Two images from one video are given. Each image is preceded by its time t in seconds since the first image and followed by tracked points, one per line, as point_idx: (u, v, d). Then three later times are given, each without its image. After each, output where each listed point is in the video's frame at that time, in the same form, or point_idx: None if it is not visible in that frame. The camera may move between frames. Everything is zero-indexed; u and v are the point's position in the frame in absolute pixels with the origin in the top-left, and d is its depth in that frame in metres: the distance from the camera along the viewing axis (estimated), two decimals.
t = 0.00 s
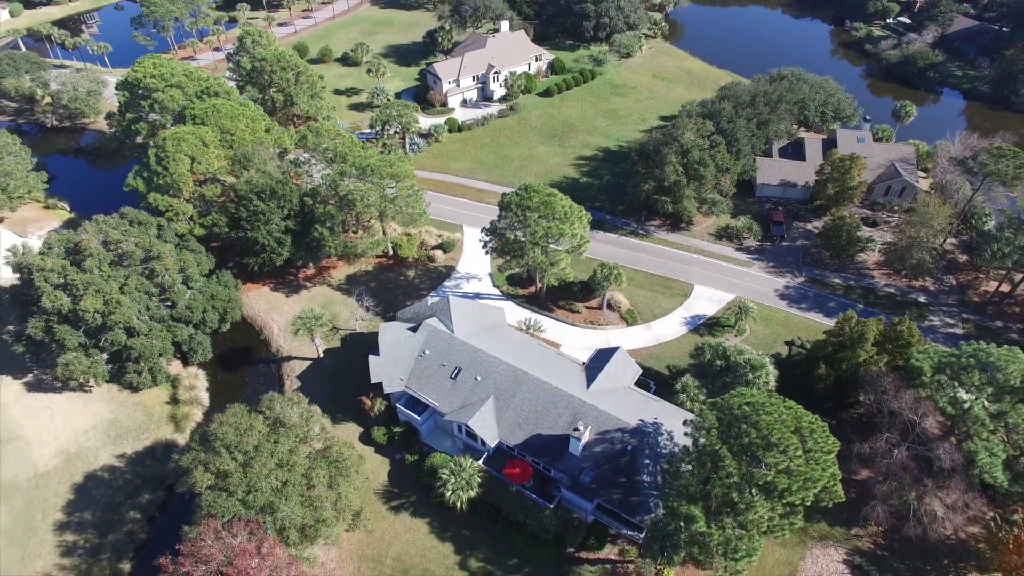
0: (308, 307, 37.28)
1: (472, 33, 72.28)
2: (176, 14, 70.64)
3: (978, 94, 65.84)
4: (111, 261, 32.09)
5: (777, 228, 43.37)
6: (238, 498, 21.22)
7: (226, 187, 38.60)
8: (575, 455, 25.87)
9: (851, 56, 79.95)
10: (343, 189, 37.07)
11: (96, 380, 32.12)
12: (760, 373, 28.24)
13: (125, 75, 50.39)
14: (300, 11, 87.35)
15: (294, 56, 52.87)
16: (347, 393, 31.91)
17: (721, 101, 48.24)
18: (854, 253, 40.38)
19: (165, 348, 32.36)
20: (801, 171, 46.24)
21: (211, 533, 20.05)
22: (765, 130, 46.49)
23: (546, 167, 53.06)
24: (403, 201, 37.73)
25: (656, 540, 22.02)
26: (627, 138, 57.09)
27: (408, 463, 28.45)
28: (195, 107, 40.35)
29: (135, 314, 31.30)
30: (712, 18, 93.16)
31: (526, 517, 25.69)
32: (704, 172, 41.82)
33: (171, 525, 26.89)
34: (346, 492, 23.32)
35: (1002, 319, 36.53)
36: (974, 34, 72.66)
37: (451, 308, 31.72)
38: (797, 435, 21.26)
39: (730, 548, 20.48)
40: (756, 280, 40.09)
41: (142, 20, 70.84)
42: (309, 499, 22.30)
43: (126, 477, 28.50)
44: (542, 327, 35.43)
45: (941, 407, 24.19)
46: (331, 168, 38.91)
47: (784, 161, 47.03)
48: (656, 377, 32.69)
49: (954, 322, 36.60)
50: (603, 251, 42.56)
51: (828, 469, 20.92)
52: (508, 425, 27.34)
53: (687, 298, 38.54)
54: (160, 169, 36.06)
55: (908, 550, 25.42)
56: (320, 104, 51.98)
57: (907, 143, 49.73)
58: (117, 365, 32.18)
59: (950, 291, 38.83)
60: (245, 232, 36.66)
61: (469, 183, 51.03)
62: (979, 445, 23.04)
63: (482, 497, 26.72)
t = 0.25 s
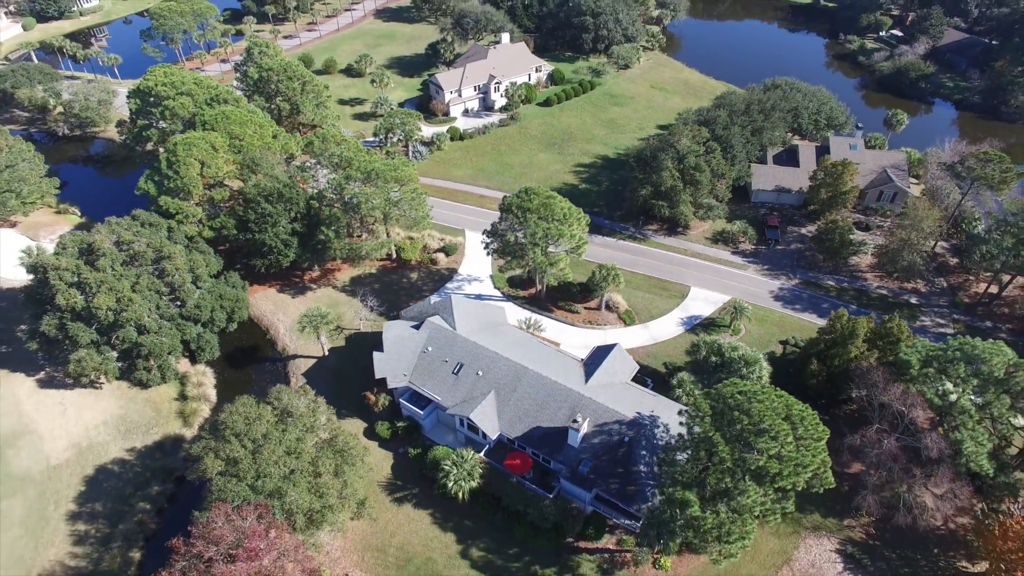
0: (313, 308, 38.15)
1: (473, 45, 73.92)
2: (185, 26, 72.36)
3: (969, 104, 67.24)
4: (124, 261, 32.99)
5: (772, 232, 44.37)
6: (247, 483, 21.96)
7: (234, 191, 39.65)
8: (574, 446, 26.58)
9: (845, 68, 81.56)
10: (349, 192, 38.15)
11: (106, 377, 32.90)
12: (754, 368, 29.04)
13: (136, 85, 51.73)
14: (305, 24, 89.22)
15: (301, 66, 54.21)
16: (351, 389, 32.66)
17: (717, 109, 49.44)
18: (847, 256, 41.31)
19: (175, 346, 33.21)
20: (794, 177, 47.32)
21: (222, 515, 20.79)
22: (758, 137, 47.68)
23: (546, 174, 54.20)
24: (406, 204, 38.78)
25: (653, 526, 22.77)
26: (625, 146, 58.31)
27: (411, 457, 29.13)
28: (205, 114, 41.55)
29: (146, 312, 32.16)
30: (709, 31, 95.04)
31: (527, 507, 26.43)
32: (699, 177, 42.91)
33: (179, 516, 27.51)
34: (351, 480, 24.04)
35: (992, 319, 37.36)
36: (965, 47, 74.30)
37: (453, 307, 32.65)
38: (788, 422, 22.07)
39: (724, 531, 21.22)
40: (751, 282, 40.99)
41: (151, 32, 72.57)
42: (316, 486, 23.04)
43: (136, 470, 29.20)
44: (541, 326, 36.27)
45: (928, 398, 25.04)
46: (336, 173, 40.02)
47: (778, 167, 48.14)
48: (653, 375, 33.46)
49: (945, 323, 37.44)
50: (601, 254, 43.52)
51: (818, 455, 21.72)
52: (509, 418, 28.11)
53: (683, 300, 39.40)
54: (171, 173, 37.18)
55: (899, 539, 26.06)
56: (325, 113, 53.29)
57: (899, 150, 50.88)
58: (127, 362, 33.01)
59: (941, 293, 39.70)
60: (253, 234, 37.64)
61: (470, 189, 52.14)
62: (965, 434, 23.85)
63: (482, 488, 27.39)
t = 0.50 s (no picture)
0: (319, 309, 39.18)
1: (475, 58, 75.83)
2: (194, 41, 74.44)
3: (959, 115, 68.82)
4: (137, 261, 34.05)
5: (766, 237, 45.54)
6: (258, 468, 22.86)
7: (243, 195, 40.89)
8: (573, 438, 27.42)
9: (838, 81, 83.40)
10: (355, 196, 39.40)
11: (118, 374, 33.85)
12: (747, 363, 30.00)
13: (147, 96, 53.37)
14: (310, 38, 91.40)
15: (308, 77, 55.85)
16: (356, 386, 33.55)
17: (712, 118, 50.85)
18: (839, 259, 42.40)
19: (185, 344, 34.21)
20: (788, 184, 48.56)
21: (234, 497, 21.68)
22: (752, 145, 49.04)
23: (546, 182, 55.54)
24: (410, 209, 39.98)
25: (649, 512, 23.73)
26: (623, 155, 59.74)
27: (414, 450, 29.96)
28: (216, 122, 42.97)
29: (158, 311, 33.17)
30: (705, 46, 97.19)
31: (527, 496, 27.29)
32: (695, 183, 44.17)
33: (189, 507, 28.27)
34: (357, 468, 24.90)
35: (980, 320, 38.33)
36: (954, 61, 76.16)
37: (456, 306, 33.79)
38: (778, 408, 22.95)
39: (717, 513, 22.03)
40: (745, 285, 42.04)
41: (162, 46, 74.61)
42: (323, 471, 23.92)
43: (147, 462, 30.04)
44: (541, 326, 37.26)
45: (914, 389, 25.79)
46: (342, 178, 41.32)
47: (772, 175, 49.41)
48: (650, 372, 34.37)
49: (934, 323, 38.41)
50: (600, 258, 44.64)
51: (807, 441, 22.55)
52: (510, 411, 29.00)
53: (680, 301, 40.43)
54: (183, 178, 38.48)
55: (889, 528, 26.80)
56: (331, 123, 54.84)
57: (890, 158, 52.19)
58: (139, 359, 33.99)
59: (931, 295, 40.71)
60: (261, 237, 38.79)
61: (472, 196, 53.44)
62: (949, 424, 24.56)
63: (484, 479, 28.20)
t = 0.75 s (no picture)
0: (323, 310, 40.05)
1: (476, 70, 77.50)
2: (201, 53, 76.14)
3: (950, 125, 70.28)
4: (148, 262, 35.01)
5: (760, 241, 46.60)
6: (267, 456, 23.68)
7: (250, 200, 42.00)
8: (571, 430, 28.20)
9: (832, 92, 85.05)
10: (360, 200, 40.55)
11: (128, 372, 34.70)
12: (741, 360, 30.92)
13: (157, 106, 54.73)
14: (314, 51, 93.28)
15: (313, 87, 57.27)
16: (360, 383, 34.38)
17: (707, 126, 52.08)
18: (832, 262, 43.40)
19: (193, 343, 35.06)
20: (782, 190, 49.65)
21: (244, 482, 22.46)
22: (746, 153, 50.32)
23: (546, 189, 56.73)
24: (413, 213, 41.08)
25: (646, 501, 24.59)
26: (621, 163, 60.99)
27: (417, 444, 30.71)
28: (224, 129, 44.23)
29: (167, 310, 34.07)
30: (701, 58, 99.10)
31: (526, 487, 27.98)
32: (690, 189, 45.33)
33: (197, 499, 28.96)
34: (362, 458, 25.64)
35: (970, 321, 39.20)
36: (945, 73, 77.80)
37: (458, 306, 34.76)
38: (769, 397, 23.80)
39: (710, 499, 22.83)
40: (741, 288, 43.00)
41: (170, 58, 76.31)
42: (330, 461, 24.71)
43: (156, 456, 30.78)
44: (541, 326, 38.16)
45: (901, 383, 26.75)
46: (347, 183, 42.49)
47: (767, 181, 50.54)
48: (647, 370, 35.21)
49: (925, 324, 39.29)
50: (598, 261, 45.64)
51: (798, 430, 23.39)
52: (510, 405, 29.82)
53: (676, 303, 41.35)
54: (193, 182, 39.64)
55: (880, 519, 27.48)
56: (335, 132, 56.18)
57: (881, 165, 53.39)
58: (148, 358, 34.84)
59: (921, 298, 41.62)
60: (268, 239, 39.80)
61: (473, 203, 54.61)
62: (935, 415, 25.54)
63: (484, 472, 28.92)
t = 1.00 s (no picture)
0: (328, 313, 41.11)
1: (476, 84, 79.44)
2: (209, 67, 78.18)
3: (940, 137, 71.90)
4: (160, 264, 36.18)
5: (754, 246, 47.84)
6: (276, 444, 24.62)
7: (258, 206, 43.31)
8: (570, 424, 29.11)
9: (825, 105, 86.88)
10: (364, 206, 41.83)
11: (139, 371, 35.69)
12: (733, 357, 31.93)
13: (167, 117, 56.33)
14: (319, 67, 95.39)
15: (319, 99, 58.94)
16: (365, 382, 35.34)
17: (702, 135, 53.60)
18: (824, 267, 44.56)
19: (203, 343, 36.09)
20: (774, 198, 51.01)
21: (255, 468, 23.39)
22: (740, 162, 51.82)
23: (545, 198, 58.10)
24: (416, 218, 42.34)
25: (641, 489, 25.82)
26: (619, 173, 62.45)
27: (420, 439, 31.60)
28: (234, 138, 45.69)
29: (178, 310, 35.16)
30: (697, 73, 101.33)
31: (526, 479, 28.85)
32: (685, 196, 46.72)
33: (206, 491, 29.78)
34: (368, 448, 26.55)
35: (958, 323, 40.25)
36: (934, 86, 79.66)
37: (460, 307, 35.86)
38: (759, 387, 24.81)
39: (703, 485, 23.77)
40: (735, 291, 44.12)
41: (178, 72, 78.34)
42: (336, 450, 25.64)
43: (166, 451, 31.65)
44: (540, 328, 39.20)
45: (888, 376, 27.73)
46: (352, 190, 43.82)
47: (760, 189, 51.90)
48: (643, 369, 36.17)
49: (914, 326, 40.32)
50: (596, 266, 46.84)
51: (787, 418, 24.31)
52: (510, 401, 30.79)
53: (672, 306, 42.43)
54: (204, 189, 40.98)
55: (869, 510, 28.28)
56: (340, 142, 57.73)
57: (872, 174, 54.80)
58: (159, 357, 35.85)
59: (911, 300, 42.69)
60: (275, 244, 41.02)
61: (474, 211, 55.94)
62: (920, 406, 26.48)
63: (485, 465, 29.78)
